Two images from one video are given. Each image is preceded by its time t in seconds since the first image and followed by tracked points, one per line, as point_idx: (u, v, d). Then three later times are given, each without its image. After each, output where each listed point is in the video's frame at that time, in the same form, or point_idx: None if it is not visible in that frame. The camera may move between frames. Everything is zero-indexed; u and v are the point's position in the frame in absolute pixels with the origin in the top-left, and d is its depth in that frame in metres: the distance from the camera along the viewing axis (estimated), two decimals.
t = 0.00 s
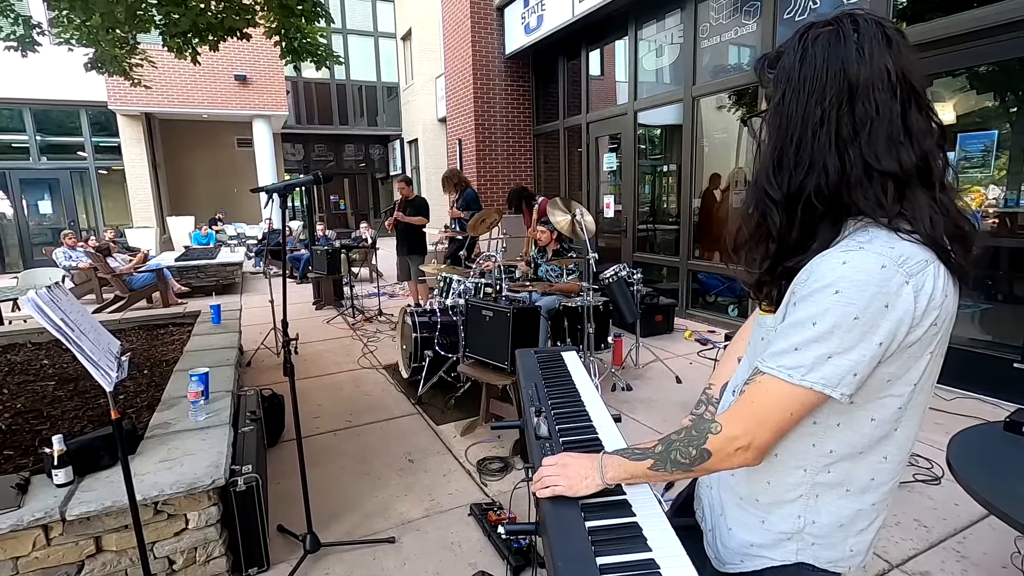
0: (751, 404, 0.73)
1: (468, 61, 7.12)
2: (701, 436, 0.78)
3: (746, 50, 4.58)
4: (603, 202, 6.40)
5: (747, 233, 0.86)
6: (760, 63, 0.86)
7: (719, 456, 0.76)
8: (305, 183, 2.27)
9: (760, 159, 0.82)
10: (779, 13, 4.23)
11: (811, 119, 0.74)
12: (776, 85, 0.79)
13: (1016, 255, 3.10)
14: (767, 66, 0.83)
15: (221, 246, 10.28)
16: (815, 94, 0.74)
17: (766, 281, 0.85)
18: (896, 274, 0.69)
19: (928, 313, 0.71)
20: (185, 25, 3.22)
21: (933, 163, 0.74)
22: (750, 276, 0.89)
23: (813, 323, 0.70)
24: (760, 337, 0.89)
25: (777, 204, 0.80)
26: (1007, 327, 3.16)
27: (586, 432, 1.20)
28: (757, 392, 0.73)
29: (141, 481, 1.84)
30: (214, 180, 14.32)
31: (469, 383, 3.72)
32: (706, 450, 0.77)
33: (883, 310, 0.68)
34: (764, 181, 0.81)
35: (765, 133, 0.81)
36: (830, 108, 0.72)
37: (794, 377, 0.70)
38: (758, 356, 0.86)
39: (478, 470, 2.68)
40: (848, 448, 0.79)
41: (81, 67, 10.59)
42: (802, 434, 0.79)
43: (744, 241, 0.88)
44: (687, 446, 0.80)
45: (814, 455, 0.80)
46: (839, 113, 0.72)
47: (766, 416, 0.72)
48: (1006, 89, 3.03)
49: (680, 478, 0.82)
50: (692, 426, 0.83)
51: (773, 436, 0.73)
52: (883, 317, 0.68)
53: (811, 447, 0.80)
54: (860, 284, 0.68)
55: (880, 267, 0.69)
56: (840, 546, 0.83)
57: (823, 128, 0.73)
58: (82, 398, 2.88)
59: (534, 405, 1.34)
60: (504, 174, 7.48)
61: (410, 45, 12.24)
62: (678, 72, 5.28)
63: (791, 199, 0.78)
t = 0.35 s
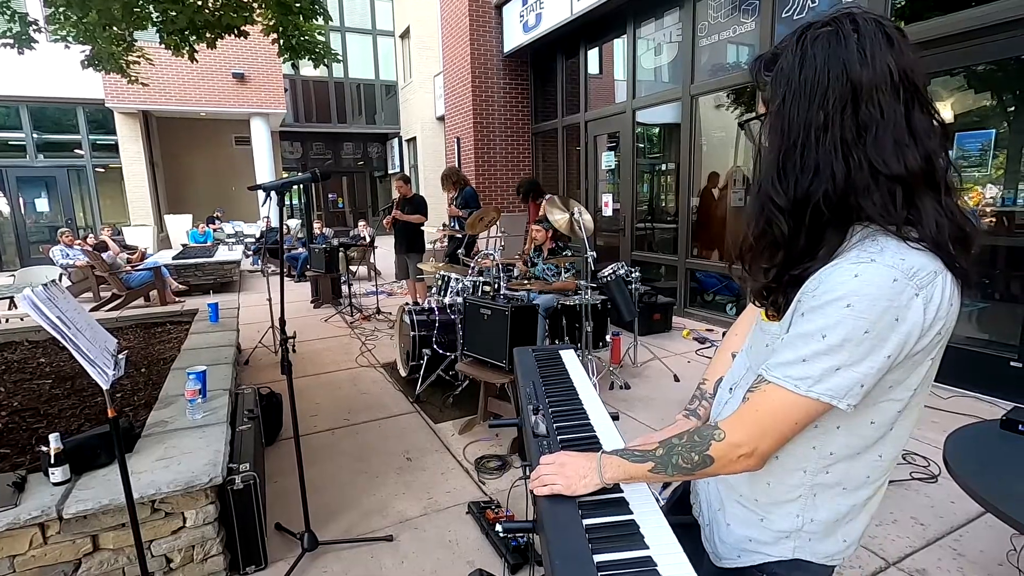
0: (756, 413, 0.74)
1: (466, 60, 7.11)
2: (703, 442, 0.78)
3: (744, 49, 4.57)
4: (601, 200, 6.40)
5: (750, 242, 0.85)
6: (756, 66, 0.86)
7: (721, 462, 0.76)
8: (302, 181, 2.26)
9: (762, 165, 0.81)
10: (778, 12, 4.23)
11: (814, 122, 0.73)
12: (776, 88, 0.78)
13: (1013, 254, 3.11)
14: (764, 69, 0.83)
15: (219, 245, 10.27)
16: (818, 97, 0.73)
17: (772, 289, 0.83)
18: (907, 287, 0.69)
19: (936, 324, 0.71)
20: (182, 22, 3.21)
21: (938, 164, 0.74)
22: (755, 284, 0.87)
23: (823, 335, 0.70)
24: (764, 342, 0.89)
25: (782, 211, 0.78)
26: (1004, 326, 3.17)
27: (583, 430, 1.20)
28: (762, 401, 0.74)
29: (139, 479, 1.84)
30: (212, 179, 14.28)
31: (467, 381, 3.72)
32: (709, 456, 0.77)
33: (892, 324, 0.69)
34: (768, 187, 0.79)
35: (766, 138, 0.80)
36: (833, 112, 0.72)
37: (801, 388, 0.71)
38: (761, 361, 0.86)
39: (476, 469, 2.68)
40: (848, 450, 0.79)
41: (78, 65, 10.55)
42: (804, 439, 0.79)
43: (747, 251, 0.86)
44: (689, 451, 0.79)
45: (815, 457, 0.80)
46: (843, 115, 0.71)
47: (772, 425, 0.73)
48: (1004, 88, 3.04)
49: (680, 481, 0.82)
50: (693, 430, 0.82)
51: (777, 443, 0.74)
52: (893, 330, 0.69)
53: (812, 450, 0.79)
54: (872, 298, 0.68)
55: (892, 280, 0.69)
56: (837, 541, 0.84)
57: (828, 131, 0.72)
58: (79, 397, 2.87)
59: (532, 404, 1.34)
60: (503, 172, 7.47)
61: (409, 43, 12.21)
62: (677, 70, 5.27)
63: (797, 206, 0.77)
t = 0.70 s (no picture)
0: (762, 422, 0.74)
1: (467, 62, 7.12)
2: (709, 449, 0.78)
3: (745, 50, 4.57)
4: (602, 201, 6.40)
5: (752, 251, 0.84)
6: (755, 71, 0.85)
7: (726, 470, 0.76)
8: (303, 183, 2.27)
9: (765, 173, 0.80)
10: (779, 14, 4.24)
11: (819, 129, 0.72)
12: (778, 94, 0.77)
13: (1015, 255, 3.11)
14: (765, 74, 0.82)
15: (221, 246, 10.28)
16: (821, 104, 0.73)
17: (778, 299, 0.82)
18: (917, 299, 0.69)
19: (942, 333, 0.72)
20: (184, 25, 3.23)
21: (942, 169, 0.73)
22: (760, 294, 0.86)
23: (831, 348, 0.70)
24: (768, 349, 0.89)
25: (785, 221, 0.77)
26: (1006, 327, 3.17)
27: (584, 433, 1.20)
28: (768, 411, 0.74)
29: (140, 481, 1.84)
30: (213, 180, 14.30)
31: (468, 383, 3.72)
32: (714, 464, 0.77)
33: (901, 336, 0.69)
34: (773, 196, 0.78)
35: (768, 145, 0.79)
36: (839, 118, 0.71)
37: (808, 399, 0.71)
38: (766, 368, 0.86)
39: (477, 470, 2.68)
40: (851, 454, 0.79)
41: (80, 67, 10.58)
42: (808, 445, 0.79)
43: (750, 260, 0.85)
44: (694, 459, 0.80)
45: (818, 461, 0.80)
46: (848, 122, 0.71)
47: (779, 435, 0.73)
48: (1005, 89, 3.04)
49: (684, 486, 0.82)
50: (698, 436, 0.82)
51: (783, 451, 0.74)
52: (902, 342, 0.69)
53: (816, 454, 0.79)
54: (881, 310, 0.68)
55: (901, 292, 0.69)
56: (840, 541, 0.84)
57: (833, 139, 0.72)
58: (81, 398, 2.88)
59: (533, 405, 1.34)
60: (503, 173, 7.47)
61: (410, 45, 12.24)
62: (678, 72, 5.28)
63: (804, 216, 0.76)
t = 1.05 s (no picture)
0: (760, 415, 0.74)
1: (468, 63, 7.13)
2: (708, 445, 0.79)
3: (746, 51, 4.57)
4: (603, 202, 6.40)
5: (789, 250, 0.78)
6: (733, 78, 0.83)
7: (726, 464, 0.76)
8: (304, 184, 2.27)
9: (794, 168, 0.75)
10: (779, 14, 4.24)
11: (845, 112, 0.71)
12: (788, 82, 0.75)
13: (1016, 256, 3.10)
14: (752, 77, 0.80)
15: (222, 247, 10.30)
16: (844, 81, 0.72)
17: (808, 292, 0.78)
18: (913, 288, 0.69)
19: (939, 322, 0.72)
20: (186, 26, 3.23)
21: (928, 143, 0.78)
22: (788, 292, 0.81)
23: (831, 338, 0.70)
24: (769, 345, 0.89)
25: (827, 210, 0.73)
26: (1007, 328, 3.16)
27: (585, 434, 1.19)
28: (768, 403, 0.74)
29: (141, 482, 1.84)
30: (214, 181, 14.32)
31: (468, 383, 3.73)
32: (714, 458, 0.77)
33: (901, 322, 0.69)
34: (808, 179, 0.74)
35: (789, 139, 0.76)
36: (864, 98, 0.71)
37: (807, 390, 0.71)
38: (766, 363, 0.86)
39: (478, 471, 2.68)
40: (853, 449, 0.79)
41: (82, 68, 10.61)
42: (810, 440, 0.79)
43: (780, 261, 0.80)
44: (694, 454, 0.80)
45: (822, 458, 0.80)
46: (872, 97, 0.71)
47: (778, 427, 0.73)
48: (1006, 90, 3.04)
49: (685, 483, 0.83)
50: (698, 433, 0.83)
51: (782, 444, 0.74)
52: (900, 331, 0.69)
53: (818, 450, 0.79)
54: (878, 299, 0.69)
55: (898, 282, 0.69)
56: (848, 542, 0.84)
57: (864, 111, 0.71)
58: (82, 399, 2.88)
59: (534, 407, 1.34)
60: (504, 173, 7.47)
61: (411, 46, 12.24)
62: (678, 73, 5.28)
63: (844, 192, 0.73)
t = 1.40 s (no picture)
0: (755, 407, 0.74)
1: (468, 63, 7.13)
2: (705, 438, 0.79)
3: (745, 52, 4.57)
4: (602, 202, 6.40)
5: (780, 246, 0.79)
6: (723, 78, 0.83)
7: (722, 457, 0.76)
8: (304, 184, 2.26)
9: (782, 166, 0.77)
10: (779, 14, 4.24)
11: (832, 110, 0.72)
12: (778, 81, 0.75)
13: (1015, 256, 3.11)
14: (742, 77, 0.80)
15: (221, 247, 10.29)
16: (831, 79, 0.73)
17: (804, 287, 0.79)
18: (901, 274, 0.69)
19: (930, 309, 0.72)
20: (185, 26, 3.23)
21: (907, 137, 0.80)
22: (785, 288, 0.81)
23: (821, 327, 0.70)
24: (764, 341, 0.89)
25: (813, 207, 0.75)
26: (1006, 328, 3.17)
27: (584, 434, 1.20)
28: (763, 394, 0.74)
29: (141, 481, 1.84)
30: (213, 181, 14.30)
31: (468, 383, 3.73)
32: (710, 452, 0.77)
33: (890, 309, 0.69)
34: (800, 177, 0.75)
35: (780, 138, 0.76)
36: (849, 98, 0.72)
37: (800, 379, 0.71)
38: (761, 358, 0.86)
39: (477, 471, 2.68)
40: (854, 444, 0.79)
41: (81, 68, 10.59)
42: (809, 435, 0.79)
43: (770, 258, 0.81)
44: (691, 448, 0.80)
45: (823, 454, 0.80)
46: (856, 94, 0.73)
47: (774, 419, 0.73)
48: (1005, 90, 3.04)
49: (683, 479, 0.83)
50: (695, 428, 0.83)
51: (779, 437, 0.74)
52: (889, 317, 0.69)
53: (819, 445, 0.79)
54: (866, 286, 0.69)
55: (885, 268, 0.69)
56: (852, 541, 0.83)
57: (850, 108, 0.72)
58: (81, 399, 2.88)
59: (533, 407, 1.34)
60: (503, 173, 7.47)
61: (410, 46, 12.24)
62: (678, 73, 5.28)
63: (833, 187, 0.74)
